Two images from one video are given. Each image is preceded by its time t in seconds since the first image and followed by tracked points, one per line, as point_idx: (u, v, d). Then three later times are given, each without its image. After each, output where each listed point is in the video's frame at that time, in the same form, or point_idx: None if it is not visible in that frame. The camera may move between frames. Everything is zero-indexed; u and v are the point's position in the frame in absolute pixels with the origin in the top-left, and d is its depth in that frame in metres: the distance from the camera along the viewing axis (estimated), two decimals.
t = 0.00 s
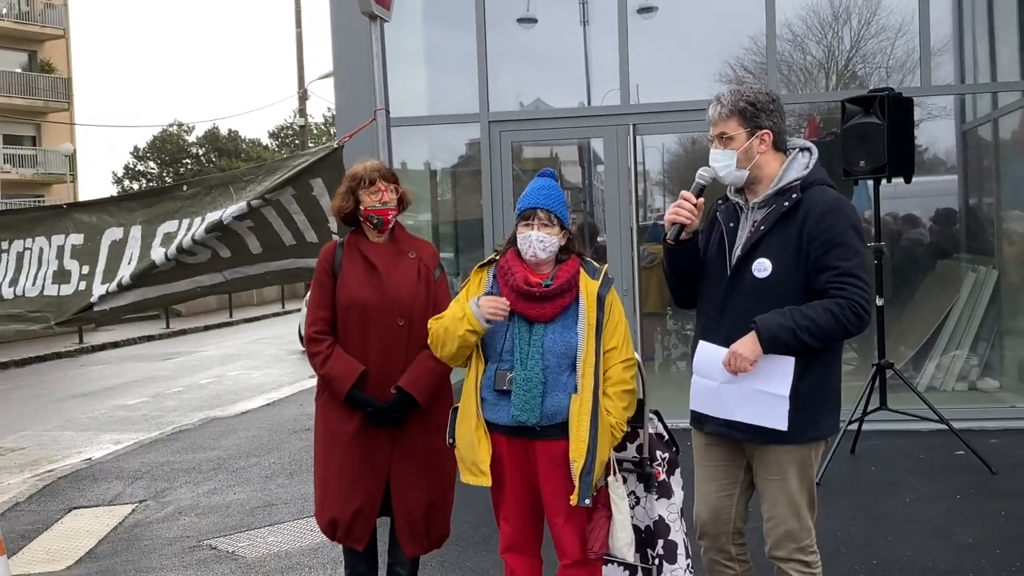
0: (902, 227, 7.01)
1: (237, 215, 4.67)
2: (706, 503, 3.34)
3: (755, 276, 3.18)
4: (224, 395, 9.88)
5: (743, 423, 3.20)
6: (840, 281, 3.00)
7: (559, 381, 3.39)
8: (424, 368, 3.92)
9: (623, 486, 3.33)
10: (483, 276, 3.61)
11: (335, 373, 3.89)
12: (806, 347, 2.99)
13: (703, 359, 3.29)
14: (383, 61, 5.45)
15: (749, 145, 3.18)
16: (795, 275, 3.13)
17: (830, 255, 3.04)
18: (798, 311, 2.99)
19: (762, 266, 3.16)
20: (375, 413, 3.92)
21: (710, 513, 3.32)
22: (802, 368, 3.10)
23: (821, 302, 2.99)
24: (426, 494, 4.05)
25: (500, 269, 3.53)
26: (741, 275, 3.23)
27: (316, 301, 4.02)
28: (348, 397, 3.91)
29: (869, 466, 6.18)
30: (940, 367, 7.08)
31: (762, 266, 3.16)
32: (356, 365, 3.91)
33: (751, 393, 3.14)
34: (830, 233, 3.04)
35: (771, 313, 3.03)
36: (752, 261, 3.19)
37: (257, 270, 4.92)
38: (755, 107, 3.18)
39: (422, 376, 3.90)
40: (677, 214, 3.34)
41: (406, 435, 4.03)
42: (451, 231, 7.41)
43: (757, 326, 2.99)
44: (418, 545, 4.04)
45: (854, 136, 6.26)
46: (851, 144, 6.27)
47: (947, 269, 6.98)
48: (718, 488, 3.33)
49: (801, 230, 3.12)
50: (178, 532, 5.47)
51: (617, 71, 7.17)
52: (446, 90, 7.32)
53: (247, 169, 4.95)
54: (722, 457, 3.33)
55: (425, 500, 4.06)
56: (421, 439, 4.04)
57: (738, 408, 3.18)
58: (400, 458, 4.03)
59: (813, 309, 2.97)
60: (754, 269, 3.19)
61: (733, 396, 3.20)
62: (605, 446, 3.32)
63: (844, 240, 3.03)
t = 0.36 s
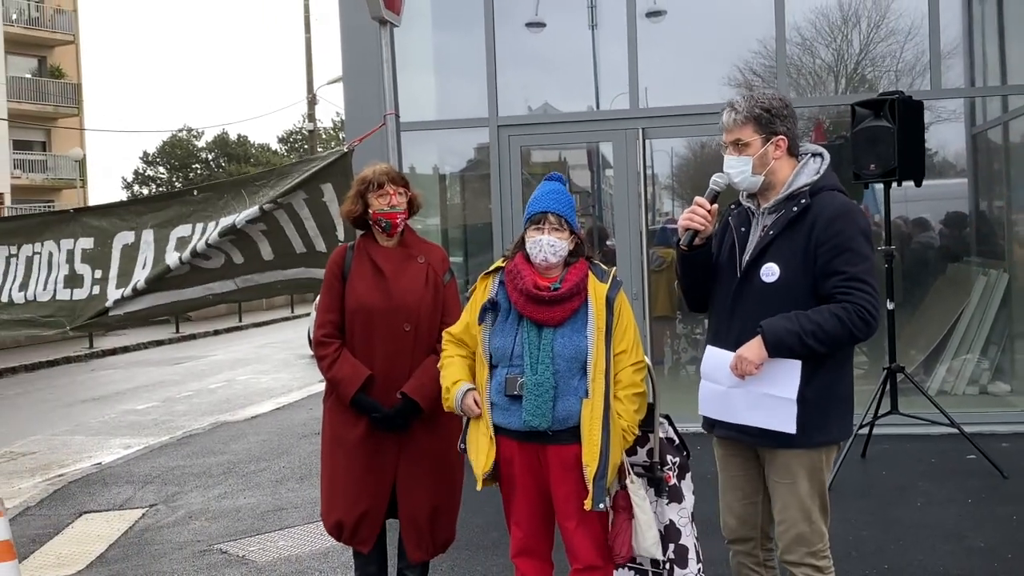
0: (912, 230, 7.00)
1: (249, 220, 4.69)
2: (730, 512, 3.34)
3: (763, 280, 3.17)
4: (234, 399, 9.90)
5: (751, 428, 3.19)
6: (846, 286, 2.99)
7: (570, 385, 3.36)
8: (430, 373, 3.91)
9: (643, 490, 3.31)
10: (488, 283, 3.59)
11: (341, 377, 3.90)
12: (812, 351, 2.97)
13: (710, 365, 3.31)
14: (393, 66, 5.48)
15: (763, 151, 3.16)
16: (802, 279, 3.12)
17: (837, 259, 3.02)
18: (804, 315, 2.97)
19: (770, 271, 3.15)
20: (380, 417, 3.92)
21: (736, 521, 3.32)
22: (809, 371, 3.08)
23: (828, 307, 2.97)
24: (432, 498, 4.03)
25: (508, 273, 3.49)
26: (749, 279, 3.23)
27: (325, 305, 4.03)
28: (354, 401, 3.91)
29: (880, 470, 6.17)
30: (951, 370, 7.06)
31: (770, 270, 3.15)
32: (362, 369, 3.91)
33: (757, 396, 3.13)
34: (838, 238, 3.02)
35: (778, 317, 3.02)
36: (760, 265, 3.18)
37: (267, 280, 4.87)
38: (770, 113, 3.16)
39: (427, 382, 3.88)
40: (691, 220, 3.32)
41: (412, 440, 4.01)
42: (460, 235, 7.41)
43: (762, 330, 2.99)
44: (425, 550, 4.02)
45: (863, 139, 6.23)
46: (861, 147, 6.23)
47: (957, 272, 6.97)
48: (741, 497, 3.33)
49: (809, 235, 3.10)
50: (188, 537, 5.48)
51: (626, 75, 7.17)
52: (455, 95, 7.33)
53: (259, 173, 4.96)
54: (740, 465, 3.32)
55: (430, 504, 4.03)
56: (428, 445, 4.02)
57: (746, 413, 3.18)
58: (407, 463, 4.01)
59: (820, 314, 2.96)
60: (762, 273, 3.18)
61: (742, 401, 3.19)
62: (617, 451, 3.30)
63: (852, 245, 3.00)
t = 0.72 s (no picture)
0: (927, 227, 6.97)
1: (261, 215, 4.73)
2: (747, 510, 3.32)
3: (775, 274, 3.15)
4: (248, 397, 9.93)
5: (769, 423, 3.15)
6: (859, 275, 2.98)
7: (583, 382, 3.34)
8: (441, 372, 3.91)
9: (652, 487, 3.30)
10: (499, 283, 3.59)
11: (352, 376, 3.90)
12: (831, 341, 2.96)
13: (727, 359, 3.26)
14: (407, 63, 5.44)
15: (766, 149, 3.16)
16: (815, 271, 3.10)
17: (848, 249, 3.01)
18: (820, 305, 2.96)
19: (782, 265, 3.14)
20: (391, 416, 3.91)
21: (753, 519, 3.30)
22: (827, 363, 3.07)
23: (844, 297, 2.96)
24: (444, 497, 4.03)
25: (518, 271, 3.48)
26: (761, 275, 3.20)
27: (336, 303, 4.03)
28: (365, 400, 3.91)
29: (895, 468, 6.14)
30: (967, 368, 7.03)
31: (782, 264, 3.14)
32: (374, 368, 3.91)
33: (775, 391, 3.10)
34: (847, 228, 3.02)
35: (794, 309, 3.01)
36: (771, 259, 3.16)
37: (277, 275, 4.87)
38: (770, 111, 3.17)
39: (439, 381, 3.88)
40: (698, 220, 3.26)
41: (424, 439, 4.00)
42: (473, 233, 7.42)
43: (781, 322, 2.96)
44: (438, 548, 4.01)
45: (879, 136, 6.21)
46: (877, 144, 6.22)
47: (973, 270, 6.94)
48: (757, 495, 3.30)
49: (818, 227, 3.09)
50: (203, 534, 5.49)
51: (640, 73, 7.16)
52: (469, 93, 7.34)
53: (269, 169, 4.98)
54: (755, 463, 3.30)
55: (443, 503, 4.03)
56: (440, 443, 4.02)
57: (764, 409, 3.14)
58: (418, 461, 4.01)
59: (836, 304, 2.95)
60: (773, 268, 3.16)
61: (759, 395, 3.15)
62: (631, 448, 3.28)
63: (862, 234, 3.00)
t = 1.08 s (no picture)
0: (942, 227, 6.93)
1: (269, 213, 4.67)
2: (775, 510, 3.31)
3: (787, 276, 3.12)
4: (261, 395, 9.96)
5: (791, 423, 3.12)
6: (871, 272, 2.99)
7: (596, 382, 3.34)
8: (453, 371, 3.90)
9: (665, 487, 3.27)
10: (511, 283, 3.58)
11: (364, 375, 3.91)
12: (850, 338, 2.95)
13: (745, 363, 3.21)
14: (421, 61, 5.44)
15: (768, 153, 3.13)
16: (828, 271, 3.09)
17: (857, 247, 3.02)
18: (837, 303, 2.96)
19: (793, 266, 3.11)
20: (403, 415, 3.91)
21: (783, 519, 3.29)
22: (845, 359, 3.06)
23: (858, 294, 2.96)
24: (456, 496, 4.02)
25: (529, 272, 3.48)
26: (772, 277, 3.16)
27: (349, 303, 4.03)
28: (377, 399, 3.91)
29: (911, 467, 6.12)
30: (981, 367, 7.01)
31: (794, 266, 3.11)
32: (386, 367, 3.91)
33: (795, 391, 3.08)
34: (854, 228, 3.03)
35: (811, 309, 2.99)
36: (782, 261, 3.13)
37: (284, 269, 4.85)
38: (771, 115, 3.14)
39: (450, 380, 3.88)
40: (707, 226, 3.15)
41: (436, 438, 4.00)
42: (486, 232, 7.42)
43: (801, 322, 2.95)
44: (451, 546, 4.01)
45: (893, 134, 6.20)
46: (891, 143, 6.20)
47: (988, 269, 6.92)
48: (785, 494, 3.30)
49: (827, 228, 3.08)
50: (218, 532, 5.50)
51: (654, 71, 7.15)
52: (482, 91, 7.34)
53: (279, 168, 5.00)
54: (779, 463, 3.28)
55: (456, 502, 4.02)
56: (452, 442, 4.02)
57: (786, 410, 3.10)
58: (430, 460, 4.00)
59: (852, 301, 2.95)
60: (784, 269, 3.13)
61: (780, 396, 3.12)
62: (644, 447, 3.28)
63: (870, 232, 3.02)
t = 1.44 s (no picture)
0: (955, 229, 6.92)
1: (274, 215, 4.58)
2: (790, 511, 3.30)
3: (801, 278, 3.11)
4: (273, 397, 9.99)
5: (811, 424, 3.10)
6: (885, 273, 2.98)
7: (606, 385, 3.34)
8: (464, 374, 3.90)
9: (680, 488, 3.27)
10: (521, 286, 3.58)
11: (375, 377, 3.91)
12: (867, 339, 2.95)
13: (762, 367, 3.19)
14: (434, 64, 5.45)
15: (781, 158, 3.13)
16: (841, 273, 3.09)
17: (871, 248, 3.02)
18: (853, 304, 2.95)
19: (808, 268, 3.10)
20: (414, 417, 3.92)
21: (799, 520, 3.28)
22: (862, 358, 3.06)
23: (873, 294, 2.96)
24: (467, 498, 4.02)
25: (539, 275, 3.48)
26: (786, 280, 3.15)
27: (360, 305, 4.04)
28: (388, 401, 3.92)
29: (923, 471, 6.10)
30: (994, 371, 6.99)
31: (808, 268, 3.10)
32: (396, 369, 3.92)
33: (815, 391, 3.06)
34: (866, 230, 3.03)
35: (827, 310, 2.98)
36: (797, 263, 3.12)
37: (288, 267, 4.81)
38: (784, 120, 3.15)
39: (461, 383, 3.88)
40: (724, 230, 3.14)
41: (447, 440, 4.01)
42: (497, 235, 7.43)
43: (818, 323, 2.93)
44: (462, 548, 4.02)
45: (906, 137, 6.18)
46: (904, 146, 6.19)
47: (1002, 272, 6.90)
48: (800, 494, 3.29)
49: (840, 230, 3.08)
50: (229, 533, 5.51)
51: (666, 74, 7.15)
52: (494, 94, 7.36)
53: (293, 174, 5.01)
54: (796, 464, 3.28)
55: (467, 505, 4.03)
56: (463, 444, 4.02)
57: (806, 411, 3.08)
58: (441, 462, 4.01)
59: (868, 301, 2.94)
60: (799, 271, 3.12)
61: (799, 398, 3.10)
62: (655, 450, 3.27)
63: (882, 233, 3.02)
